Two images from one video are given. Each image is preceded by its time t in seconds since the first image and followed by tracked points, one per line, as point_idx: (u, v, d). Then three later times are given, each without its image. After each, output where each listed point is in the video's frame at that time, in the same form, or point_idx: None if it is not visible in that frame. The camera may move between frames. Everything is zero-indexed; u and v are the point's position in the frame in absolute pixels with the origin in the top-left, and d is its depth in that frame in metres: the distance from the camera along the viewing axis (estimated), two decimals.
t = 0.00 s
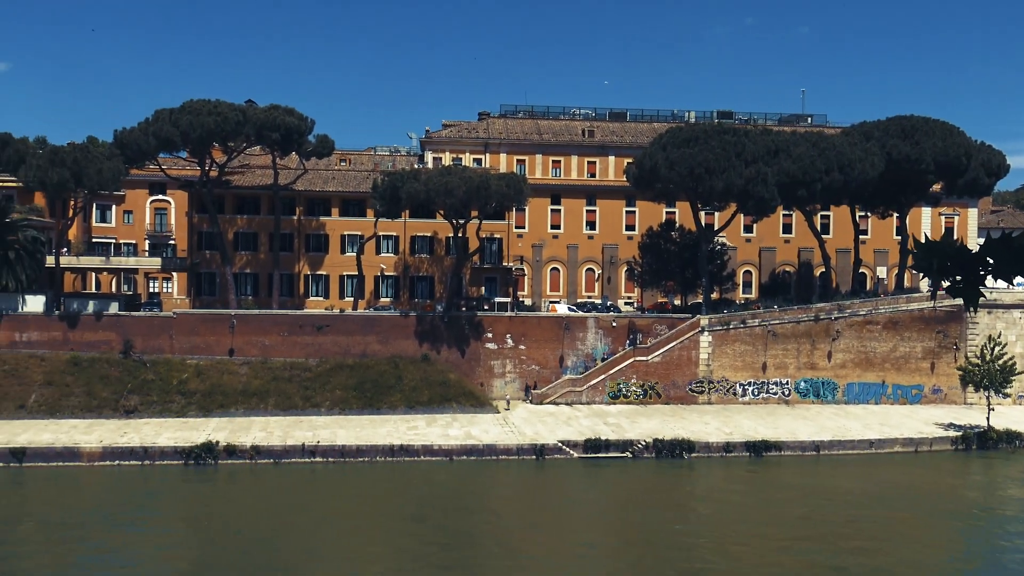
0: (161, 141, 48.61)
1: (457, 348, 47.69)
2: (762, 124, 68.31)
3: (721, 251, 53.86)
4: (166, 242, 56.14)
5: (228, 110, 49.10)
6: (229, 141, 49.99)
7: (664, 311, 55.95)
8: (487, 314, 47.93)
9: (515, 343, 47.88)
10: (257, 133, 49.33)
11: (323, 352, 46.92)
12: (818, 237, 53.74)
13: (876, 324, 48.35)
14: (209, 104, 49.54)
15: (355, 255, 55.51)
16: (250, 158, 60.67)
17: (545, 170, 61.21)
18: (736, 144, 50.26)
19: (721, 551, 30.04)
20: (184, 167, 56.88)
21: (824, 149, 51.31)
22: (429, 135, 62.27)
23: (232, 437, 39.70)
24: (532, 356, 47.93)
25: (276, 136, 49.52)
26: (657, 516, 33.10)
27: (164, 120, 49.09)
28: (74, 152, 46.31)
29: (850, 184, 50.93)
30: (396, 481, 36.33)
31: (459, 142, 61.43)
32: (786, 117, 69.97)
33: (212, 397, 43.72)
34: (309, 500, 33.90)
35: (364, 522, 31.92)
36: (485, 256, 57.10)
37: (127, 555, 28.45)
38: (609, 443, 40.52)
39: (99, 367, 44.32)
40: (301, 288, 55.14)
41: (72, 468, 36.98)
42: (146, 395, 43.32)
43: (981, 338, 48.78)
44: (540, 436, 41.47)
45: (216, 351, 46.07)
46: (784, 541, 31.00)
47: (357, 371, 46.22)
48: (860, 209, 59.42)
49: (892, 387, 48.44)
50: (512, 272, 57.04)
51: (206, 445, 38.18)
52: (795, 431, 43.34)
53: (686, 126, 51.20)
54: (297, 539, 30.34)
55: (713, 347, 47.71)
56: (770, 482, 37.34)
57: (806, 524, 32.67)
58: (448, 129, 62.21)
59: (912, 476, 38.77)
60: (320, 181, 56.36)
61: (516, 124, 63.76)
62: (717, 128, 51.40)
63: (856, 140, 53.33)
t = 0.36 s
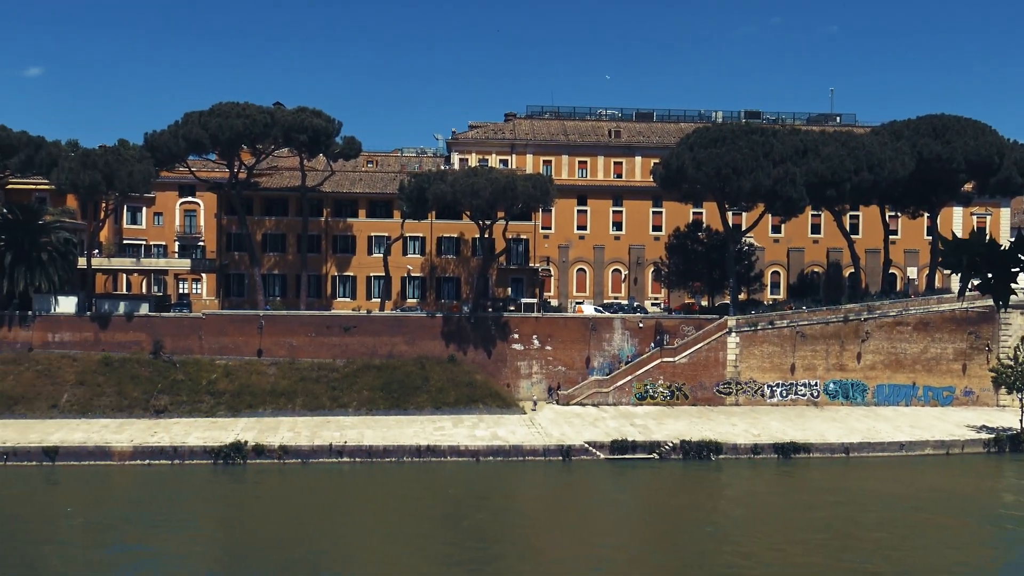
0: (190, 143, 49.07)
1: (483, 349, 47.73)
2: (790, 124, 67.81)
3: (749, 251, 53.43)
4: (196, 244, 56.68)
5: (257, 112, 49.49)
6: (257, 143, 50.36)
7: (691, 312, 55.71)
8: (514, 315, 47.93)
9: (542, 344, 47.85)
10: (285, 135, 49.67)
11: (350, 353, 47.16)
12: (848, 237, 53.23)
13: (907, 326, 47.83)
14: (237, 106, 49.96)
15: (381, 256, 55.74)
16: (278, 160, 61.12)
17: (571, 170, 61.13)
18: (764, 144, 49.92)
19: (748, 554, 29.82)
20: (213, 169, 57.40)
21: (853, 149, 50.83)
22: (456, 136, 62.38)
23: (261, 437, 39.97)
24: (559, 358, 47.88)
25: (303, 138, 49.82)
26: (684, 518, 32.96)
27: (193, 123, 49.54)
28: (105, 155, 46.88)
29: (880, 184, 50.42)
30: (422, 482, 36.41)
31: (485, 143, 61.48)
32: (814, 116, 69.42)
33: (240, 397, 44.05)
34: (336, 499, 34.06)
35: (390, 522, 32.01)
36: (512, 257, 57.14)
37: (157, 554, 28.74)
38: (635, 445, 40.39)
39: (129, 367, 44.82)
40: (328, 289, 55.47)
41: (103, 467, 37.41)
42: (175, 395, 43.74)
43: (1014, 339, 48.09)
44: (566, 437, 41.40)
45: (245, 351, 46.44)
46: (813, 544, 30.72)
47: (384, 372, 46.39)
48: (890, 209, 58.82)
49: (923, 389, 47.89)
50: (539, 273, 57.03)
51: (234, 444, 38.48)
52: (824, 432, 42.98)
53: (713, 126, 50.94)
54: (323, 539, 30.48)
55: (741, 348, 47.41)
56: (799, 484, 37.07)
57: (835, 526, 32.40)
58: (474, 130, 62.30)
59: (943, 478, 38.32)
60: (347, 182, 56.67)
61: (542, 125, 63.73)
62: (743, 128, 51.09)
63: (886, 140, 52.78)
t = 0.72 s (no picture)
0: (219, 146, 49.47)
1: (509, 349, 47.73)
2: (819, 123, 67.28)
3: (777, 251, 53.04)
4: (224, 245, 57.19)
5: (284, 114, 49.80)
6: (285, 145, 50.66)
7: (718, 313, 55.49)
8: (540, 315, 47.87)
9: (568, 344, 47.77)
10: (312, 137, 49.95)
11: (377, 353, 47.34)
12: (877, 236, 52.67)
13: (938, 326, 47.25)
14: (265, 108, 50.33)
15: (408, 256, 55.90)
16: (306, 161, 61.52)
17: (597, 171, 61.02)
18: (792, 143, 49.53)
19: (776, 557, 29.53)
20: (241, 171, 57.87)
21: (883, 148, 50.27)
22: (482, 137, 62.46)
23: (288, 437, 40.19)
24: (585, 358, 47.77)
25: (331, 140, 50.06)
26: (712, 520, 32.76)
27: (222, 125, 49.94)
28: (135, 157, 47.38)
29: (910, 183, 49.82)
30: (448, 482, 36.45)
31: (511, 144, 61.50)
32: (843, 115, 68.84)
33: (268, 397, 44.35)
34: (363, 499, 34.18)
35: (416, 522, 32.04)
36: (538, 257, 57.14)
37: (188, 551, 29.01)
38: (662, 446, 40.21)
39: (159, 367, 45.27)
40: (355, 290, 55.74)
41: (133, 466, 37.78)
42: (204, 395, 44.11)
43: None
44: (593, 438, 41.29)
45: (273, 352, 46.76)
46: (842, 547, 30.37)
47: (410, 372, 46.52)
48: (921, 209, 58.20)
49: (954, 390, 47.30)
50: (565, 273, 56.95)
51: (262, 444, 38.74)
52: (853, 434, 42.58)
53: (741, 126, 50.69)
54: (348, 538, 30.57)
55: (769, 348, 47.05)
56: (828, 486, 36.73)
57: (865, 529, 32.09)
58: (500, 131, 62.34)
59: (975, 481, 37.80)
60: (374, 184, 56.91)
61: (568, 125, 63.65)
62: (772, 127, 50.76)
63: (916, 138, 52.18)
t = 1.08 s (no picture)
0: (246, 147, 49.84)
1: (535, 350, 47.67)
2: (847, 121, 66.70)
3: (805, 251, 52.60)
4: (251, 246, 57.61)
5: (310, 116, 50.08)
6: (311, 147, 50.94)
7: (745, 313, 55.14)
8: (565, 315, 47.76)
9: (594, 345, 47.64)
10: (338, 138, 50.20)
11: (403, 353, 47.48)
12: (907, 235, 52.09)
13: (969, 327, 46.66)
14: (291, 110, 50.65)
15: (433, 257, 56.00)
16: (332, 162, 61.83)
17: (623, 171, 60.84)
18: (820, 142, 49.13)
19: (804, 560, 29.20)
20: (268, 172, 58.24)
21: (912, 146, 49.76)
22: (507, 137, 62.48)
23: (314, 436, 40.34)
24: (611, 359, 47.62)
25: (356, 141, 50.27)
26: (739, 521, 32.55)
27: (249, 127, 50.32)
28: (163, 159, 47.81)
29: (940, 182, 49.24)
30: (474, 482, 36.44)
31: (536, 144, 61.47)
32: (871, 113, 68.18)
33: (295, 397, 44.58)
34: (388, 499, 34.26)
35: (441, 523, 32.01)
36: (563, 258, 57.06)
37: (216, 550, 29.24)
38: (689, 446, 39.99)
39: (187, 367, 45.66)
40: (380, 290, 55.93)
41: (162, 465, 38.10)
42: (232, 394, 44.42)
43: None
44: (618, 438, 41.14)
45: (299, 352, 47.01)
46: (872, 551, 29.93)
47: (435, 372, 46.61)
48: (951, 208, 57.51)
49: (985, 392, 46.67)
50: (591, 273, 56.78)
51: (289, 443, 38.95)
52: (882, 435, 42.13)
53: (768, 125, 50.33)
54: (372, 539, 30.58)
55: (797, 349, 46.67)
56: (856, 488, 36.38)
57: (894, 531, 31.75)
58: (525, 131, 62.31)
59: (1007, 483, 37.26)
60: (399, 184, 57.09)
61: (594, 125, 63.51)
62: (798, 126, 50.37)
63: (946, 136, 51.59)
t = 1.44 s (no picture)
0: (271, 148, 50.14)
1: (559, 350, 47.56)
2: (874, 119, 66.07)
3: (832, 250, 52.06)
4: (277, 247, 57.97)
5: (335, 117, 50.29)
6: (336, 147, 51.15)
7: (771, 313, 54.73)
8: (590, 315, 47.65)
9: (618, 345, 47.46)
10: (362, 139, 50.35)
11: (427, 353, 47.55)
12: (936, 234, 51.45)
13: (999, 326, 46.01)
14: (316, 111, 50.88)
15: (457, 257, 56.05)
16: (356, 163, 62.06)
17: (647, 170, 60.64)
18: (847, 141, 48.63)
19: (832, 563, 28.84)
20: (293, 173, 58.58)
21: (941, 144, 49.21)
22: (531, 137, 62.43)
23: (339, 436, 40.46)
24: (635, 359, 47.42)
25: (381, 141, 50.42)
26: (765, 522, 32.30)
27: (275, 128, 50.63)
28: (190, 160, 48.19)
29: (970, 180, 48.66)
30: (498, 482, 36.41)
31: (560, 143, 61.38)
32: (899, 111, 67.48)
33: (320, 397, 44.74)
34: (413, 498, 34.30)
35: (466, 523, 31.96)
36: (587, 258, 56.94)
37: (242, 547, 29.42)
38: (714, 447, 39.74)
39: (213, 366, 45.97)
40: (404, 290, 56.07)
41: (189, 464, 38.38)
42: (257, 394, 44.65)
43: None
44: (643, 439, 40.94)
45: (324, 352, 47.19)
46: (900, 553, 29.60)
47: (459, 372, 46.65)
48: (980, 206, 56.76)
49: (1016, 392, 45.98)
50: (615, 273, 56.60)
51: (314, 442, 39.10)
52: (911, 436, 41.62)
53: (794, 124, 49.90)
54: (397, 538, 30.58)
55: (823, 349, 46.25)
56: (884, 489, 35.97)
57: (922, 533, 31.38)
58: (549, 131, 62.24)
59: None
60: (423, 184, 57.20)
61: (618, 124, 63.32)
62: (824, 124, 49.94)
63: (976, 134, 50.93)
